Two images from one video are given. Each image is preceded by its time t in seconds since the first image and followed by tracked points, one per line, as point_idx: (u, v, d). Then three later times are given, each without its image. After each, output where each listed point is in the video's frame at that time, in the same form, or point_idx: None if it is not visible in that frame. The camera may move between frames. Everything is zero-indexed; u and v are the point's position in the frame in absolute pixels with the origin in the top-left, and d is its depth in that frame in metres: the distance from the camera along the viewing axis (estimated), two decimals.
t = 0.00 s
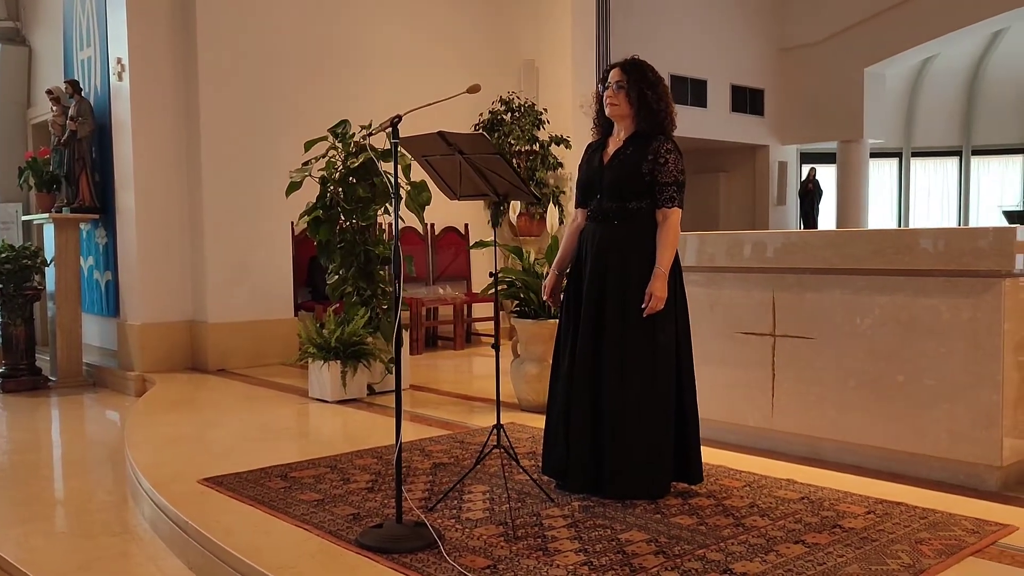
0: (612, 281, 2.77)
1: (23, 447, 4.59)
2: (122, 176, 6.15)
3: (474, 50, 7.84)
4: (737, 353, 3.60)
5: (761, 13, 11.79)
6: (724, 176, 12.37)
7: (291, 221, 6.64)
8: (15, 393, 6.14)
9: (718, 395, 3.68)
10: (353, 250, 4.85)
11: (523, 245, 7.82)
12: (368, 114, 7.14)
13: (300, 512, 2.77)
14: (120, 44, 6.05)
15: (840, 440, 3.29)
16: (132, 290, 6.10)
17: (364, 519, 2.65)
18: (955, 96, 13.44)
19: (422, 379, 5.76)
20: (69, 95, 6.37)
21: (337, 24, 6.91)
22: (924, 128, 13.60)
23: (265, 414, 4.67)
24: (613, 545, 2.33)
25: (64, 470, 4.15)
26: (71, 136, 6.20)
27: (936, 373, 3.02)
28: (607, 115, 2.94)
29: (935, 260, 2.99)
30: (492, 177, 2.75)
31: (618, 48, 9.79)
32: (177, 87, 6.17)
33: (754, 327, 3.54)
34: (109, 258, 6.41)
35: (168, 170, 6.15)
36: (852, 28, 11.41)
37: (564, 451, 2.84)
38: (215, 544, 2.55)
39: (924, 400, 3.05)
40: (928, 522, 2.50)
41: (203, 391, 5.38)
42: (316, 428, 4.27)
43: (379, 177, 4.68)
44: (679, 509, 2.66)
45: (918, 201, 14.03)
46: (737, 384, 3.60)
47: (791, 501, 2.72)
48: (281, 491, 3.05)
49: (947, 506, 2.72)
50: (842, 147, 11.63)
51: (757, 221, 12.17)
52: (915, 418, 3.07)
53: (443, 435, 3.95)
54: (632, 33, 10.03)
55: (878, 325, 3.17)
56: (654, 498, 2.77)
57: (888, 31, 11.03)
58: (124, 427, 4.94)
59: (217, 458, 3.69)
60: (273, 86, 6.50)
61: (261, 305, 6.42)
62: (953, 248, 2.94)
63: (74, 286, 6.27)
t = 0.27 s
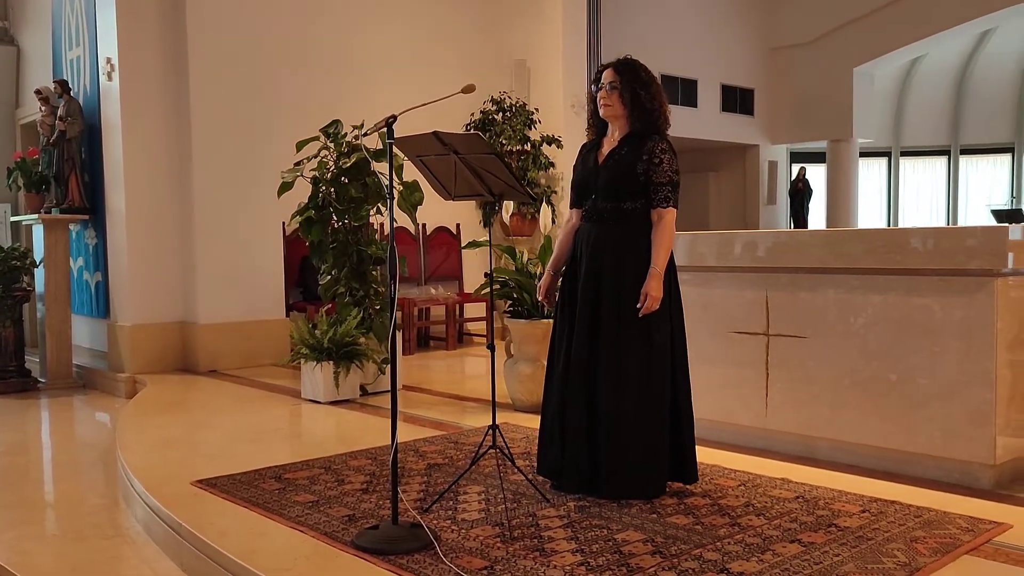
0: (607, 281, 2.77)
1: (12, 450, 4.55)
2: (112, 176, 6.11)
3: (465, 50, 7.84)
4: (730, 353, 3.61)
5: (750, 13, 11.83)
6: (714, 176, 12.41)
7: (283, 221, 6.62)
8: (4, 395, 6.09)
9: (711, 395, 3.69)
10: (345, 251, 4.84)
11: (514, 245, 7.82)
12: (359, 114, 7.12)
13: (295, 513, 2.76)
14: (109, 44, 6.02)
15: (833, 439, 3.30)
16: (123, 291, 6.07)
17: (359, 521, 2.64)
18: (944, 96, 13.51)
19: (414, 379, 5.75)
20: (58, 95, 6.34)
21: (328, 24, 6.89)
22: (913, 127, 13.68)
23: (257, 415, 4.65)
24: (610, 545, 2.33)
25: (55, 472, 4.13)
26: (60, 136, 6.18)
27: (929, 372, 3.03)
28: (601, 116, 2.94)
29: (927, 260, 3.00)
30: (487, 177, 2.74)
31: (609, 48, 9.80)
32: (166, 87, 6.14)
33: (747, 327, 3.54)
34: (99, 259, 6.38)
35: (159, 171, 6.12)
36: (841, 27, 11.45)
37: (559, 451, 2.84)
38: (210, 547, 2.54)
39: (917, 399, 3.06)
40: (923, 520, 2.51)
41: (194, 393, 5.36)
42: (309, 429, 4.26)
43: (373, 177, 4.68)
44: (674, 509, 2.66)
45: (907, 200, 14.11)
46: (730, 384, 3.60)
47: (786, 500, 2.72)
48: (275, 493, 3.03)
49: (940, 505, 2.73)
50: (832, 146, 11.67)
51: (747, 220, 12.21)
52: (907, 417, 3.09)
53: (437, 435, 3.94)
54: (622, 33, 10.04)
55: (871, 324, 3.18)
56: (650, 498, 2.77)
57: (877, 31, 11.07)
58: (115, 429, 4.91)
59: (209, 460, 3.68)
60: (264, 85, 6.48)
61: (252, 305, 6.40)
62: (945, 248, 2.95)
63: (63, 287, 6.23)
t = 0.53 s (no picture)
0: (604, 281, 2.77)
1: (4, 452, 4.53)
2: (104, 177, 6.08)
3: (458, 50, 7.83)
4: (726, 352, 3.61)
5: (741, 13, 11.86)
6: (706, 175, 12.44)
7: (276, 221, 6.60)
8: None
9: (706, 394, 3.69)
10: (339, 251, 4.84)
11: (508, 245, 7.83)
12: (352, 114, 7.11)
13: (291, 515, 2.75)
14: (100, 43, 5.99)
15: (829, 437, 3.31)
16: (115, 291, 6.04)
17: (356, 522, 2.63)
18: (935, 95, 13.56)
19: (408, 380, 5.74)
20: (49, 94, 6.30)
21: (320, 23, 6.87)
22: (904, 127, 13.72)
23: (251, 416, 4.63)
24: (608, 545, 2.33)
25: (47, 474, 4.10)
26: (51, 137, 6.13)
27: (924, 370, 3.04)
28: (597, 115, 2.94)
29: (922, 258, 3.01)
30: (483, 177, 2.74)
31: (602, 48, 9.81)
32: (158, 86, 6.11)
33: (743, 326, 3.55)
34: (91, 259, 6.35)
35: (151, 171, 6.10)
36: (833, 27, 11.47)
37: (557, 451, 2.84)
38: (206, 549, 2.52)
39: (913, 397, 3.07)
40: (920, 519, 2.51)
41: (188, 394, 5.34)
42: (303, 430, 4.24)
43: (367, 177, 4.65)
44: (671, 508, 2.66)
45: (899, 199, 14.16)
46: (726, 383, 3.61)
47: (783, 499, 2.73)
48: (271, 494, 3.02)
49: (937, 503, 2.74)
50: (824, 145, 11.69)
51: (739, 220, 12.23)
52: (903, 416, 3.10)
53: (432, 435, 3.93)
54: (614, 33, 10.05)
55: (866, 323, 3.18)
56: (647, 498, 2.77)
57: (868, 31, 11.10)
58: (107, 431, 4.88)
59: (203, 461, 3.66)
60: (256, 85, 6.45)
61: (246, 305, 6.38)
62: (940, 246, 2.96)
63: (55, 287, 6.20)
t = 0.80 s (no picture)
0: (600, 281, 2.78)
1: None
2: (96, 178, 6.06)
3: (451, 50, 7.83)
4: (720, 352, 3.62)
5: (734, 15, 11.90)
6: (699, 176, 12.48)
7: (269, 222, 6.59)
8: None
9: (701, 394, 3.70)
10: (333, 252, 4.83)
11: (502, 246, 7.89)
12: (345, 114, 7.10)
13: (288, 516, 2.74)
14: (92, 44, 5.97)
15: (823, 437, 3.32)
16: (107, 293, 6.01)
17: (353, 523, 2.63)
18: (926, 96, 13.62)
19: (402, 380, 5.74)
20: (41, 95, 6.28)
21: (313, 23, 6.86)
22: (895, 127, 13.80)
23: (246, 417, 4.62)
24: (605, 546, 2.33)
25: (40, 476, 4.08)
26: (43, 137, 6.11)
27: (918, 370, 3.05)
28: (592, 117, 2.94)
29: (915, 259, 3.02)
30: (479, 178, 2.74)
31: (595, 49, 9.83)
32: (150, 87, 6.09)
33: (737, 326, 3.56)
34: (83, 260, 6.32)
35: (143, 172, 6.07)
36: (824, 28, 11.50)
37: (553, 452, 2.84)
38: (203, 552, 2.51)
39: (907, 397, 3.08)
40: (915, 518, 2.52)
41: (181, 395, 5.32)
42: (298, 431, 4.23)
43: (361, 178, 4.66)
44: (668, 508, 2.67)
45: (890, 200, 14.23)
46: (721, 383, 3.62)
47: (779, 499, 2.74)
48: (267, 496, 3.02)
49: (932, 502, 2.75)
50: (817, 146, 11.72)
51: (732, 220, 12.26)
52: (897, 416, 3.11)
53: (427, 436, 3.93)
54: (607, 34, 10.08)
55: (860, 323, 3.20)
56: (644, 498, 2.77)
57: (859, 32, 11.14)
58: (100, 433, 4.86)
59: (198, 462, 3.65)
60: (249, 86, 6.44)
61: (239, 306, 6.37)
62: (933, 246, 2.98)
63: (46, 289, 6.17)
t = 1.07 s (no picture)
0: (598, 282, 2.78)
1: None
2: (91, 179, 6.04)
3: (447, 51, 7.84)
4: (718, 353, 3.62)
5: (729, 15, 11.92)
6: (694, 176, 12.49)
7: (265, 223, 6.58)
8: None
9: (699, 395, 3.70)
10: (330, 253, 4.83)
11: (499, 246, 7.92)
12: (341, 115, 7.09)
13: (286, 518, 2.73)
14: (87, 45, 5.95)
15: (820, 437, 3.33)
16: (102, 294, 5.99)
17: (352, 525, 2.63)
18: (920, 97, 13.66)
19: (398, 381, 5.73)
20: (35, 96, 6.26)
21: (309, 24, 6.86)
22: (890, 128, 13.84)
23: (242, 419, 4.61)
24: (604, 547, 2.33)
25: (35, 479, 4.07)
26: (38, 138, 6.08)
27: (915, 370, 3.06)
28: (589, 118, 2.94)
29: (912, 259, 3.03)
30: (477, 179, 2.74)
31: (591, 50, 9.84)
32: (146, 88, 6.08)
33: (734, 327, 3.56)
34: (78, 262, 6.30)
35: (139, 172, 6.06)
36: (819, 29, 11.52)
37: (551, 453, 2.84)
38: (201, 554, 2.51)
39: (904, 398, 3.09)
40: (913, 518, 2.53)
41: (177, 397, 5.30)
42: (294, 433, 4.22)
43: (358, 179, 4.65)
44: (666, 509, 2.67)
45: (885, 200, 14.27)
46: (718, 383, 3.62)
47: (777, 499, 2.74)
48: (265, 497, 3.01)
49: (929, 502, 2.76)
50: (812, 146, 11.74)
51: (728, 220, 12.26)
52: (894, 416, 3.12)
53: (425, 437, 3.92)
54: (602, 35, 10.09)
55: (857, 324, 3.20)
56: (642, 499, 2.78)
57: (853, 34, 11.17)
58: (96, 435, 4.85)
59: (194, 464, 3.64)
60: (245, 86, 6.43)
61: (235, 308, 6.35)
62: (929, 247, 2.98)
63: (41, 290, 6.15)
